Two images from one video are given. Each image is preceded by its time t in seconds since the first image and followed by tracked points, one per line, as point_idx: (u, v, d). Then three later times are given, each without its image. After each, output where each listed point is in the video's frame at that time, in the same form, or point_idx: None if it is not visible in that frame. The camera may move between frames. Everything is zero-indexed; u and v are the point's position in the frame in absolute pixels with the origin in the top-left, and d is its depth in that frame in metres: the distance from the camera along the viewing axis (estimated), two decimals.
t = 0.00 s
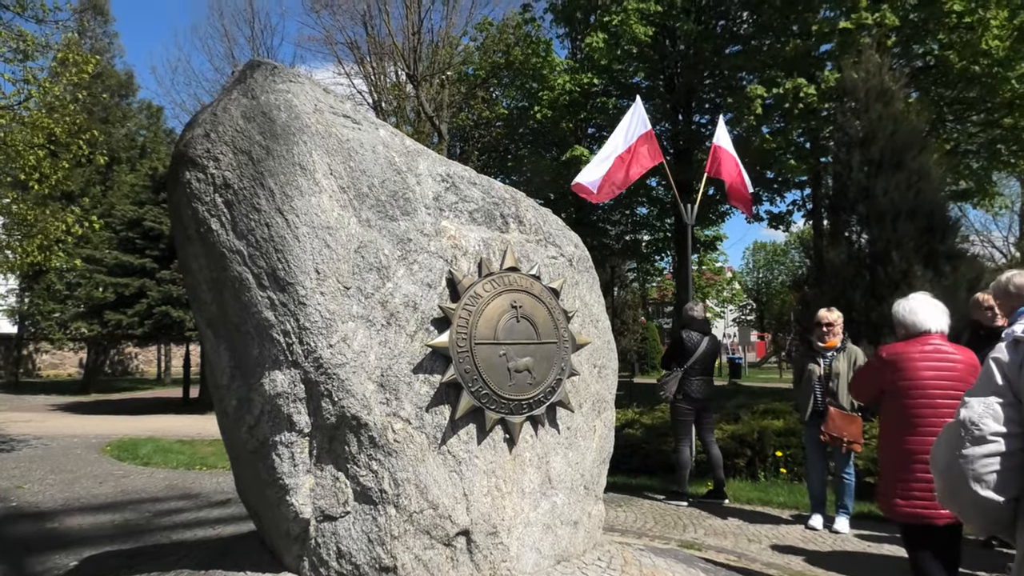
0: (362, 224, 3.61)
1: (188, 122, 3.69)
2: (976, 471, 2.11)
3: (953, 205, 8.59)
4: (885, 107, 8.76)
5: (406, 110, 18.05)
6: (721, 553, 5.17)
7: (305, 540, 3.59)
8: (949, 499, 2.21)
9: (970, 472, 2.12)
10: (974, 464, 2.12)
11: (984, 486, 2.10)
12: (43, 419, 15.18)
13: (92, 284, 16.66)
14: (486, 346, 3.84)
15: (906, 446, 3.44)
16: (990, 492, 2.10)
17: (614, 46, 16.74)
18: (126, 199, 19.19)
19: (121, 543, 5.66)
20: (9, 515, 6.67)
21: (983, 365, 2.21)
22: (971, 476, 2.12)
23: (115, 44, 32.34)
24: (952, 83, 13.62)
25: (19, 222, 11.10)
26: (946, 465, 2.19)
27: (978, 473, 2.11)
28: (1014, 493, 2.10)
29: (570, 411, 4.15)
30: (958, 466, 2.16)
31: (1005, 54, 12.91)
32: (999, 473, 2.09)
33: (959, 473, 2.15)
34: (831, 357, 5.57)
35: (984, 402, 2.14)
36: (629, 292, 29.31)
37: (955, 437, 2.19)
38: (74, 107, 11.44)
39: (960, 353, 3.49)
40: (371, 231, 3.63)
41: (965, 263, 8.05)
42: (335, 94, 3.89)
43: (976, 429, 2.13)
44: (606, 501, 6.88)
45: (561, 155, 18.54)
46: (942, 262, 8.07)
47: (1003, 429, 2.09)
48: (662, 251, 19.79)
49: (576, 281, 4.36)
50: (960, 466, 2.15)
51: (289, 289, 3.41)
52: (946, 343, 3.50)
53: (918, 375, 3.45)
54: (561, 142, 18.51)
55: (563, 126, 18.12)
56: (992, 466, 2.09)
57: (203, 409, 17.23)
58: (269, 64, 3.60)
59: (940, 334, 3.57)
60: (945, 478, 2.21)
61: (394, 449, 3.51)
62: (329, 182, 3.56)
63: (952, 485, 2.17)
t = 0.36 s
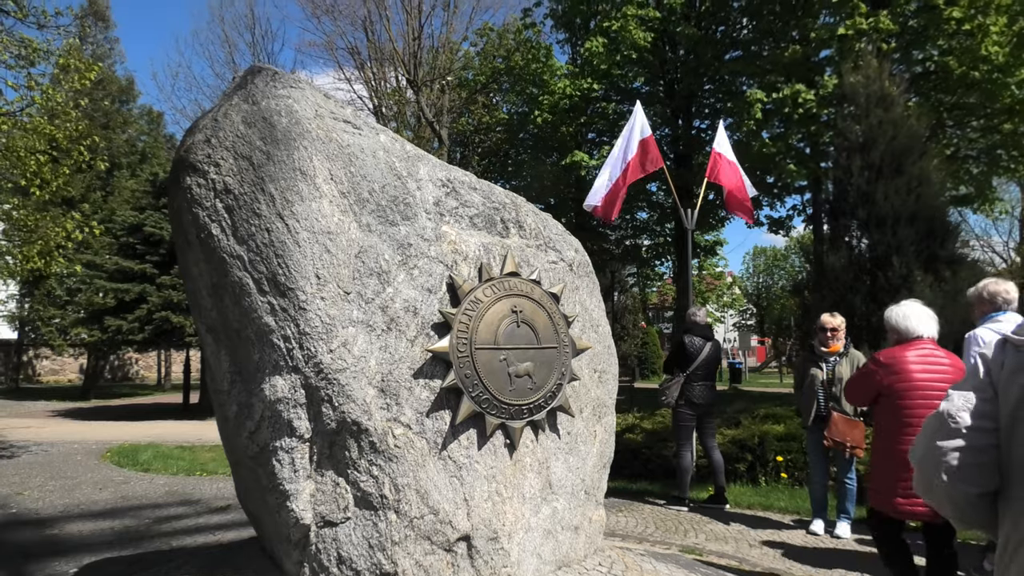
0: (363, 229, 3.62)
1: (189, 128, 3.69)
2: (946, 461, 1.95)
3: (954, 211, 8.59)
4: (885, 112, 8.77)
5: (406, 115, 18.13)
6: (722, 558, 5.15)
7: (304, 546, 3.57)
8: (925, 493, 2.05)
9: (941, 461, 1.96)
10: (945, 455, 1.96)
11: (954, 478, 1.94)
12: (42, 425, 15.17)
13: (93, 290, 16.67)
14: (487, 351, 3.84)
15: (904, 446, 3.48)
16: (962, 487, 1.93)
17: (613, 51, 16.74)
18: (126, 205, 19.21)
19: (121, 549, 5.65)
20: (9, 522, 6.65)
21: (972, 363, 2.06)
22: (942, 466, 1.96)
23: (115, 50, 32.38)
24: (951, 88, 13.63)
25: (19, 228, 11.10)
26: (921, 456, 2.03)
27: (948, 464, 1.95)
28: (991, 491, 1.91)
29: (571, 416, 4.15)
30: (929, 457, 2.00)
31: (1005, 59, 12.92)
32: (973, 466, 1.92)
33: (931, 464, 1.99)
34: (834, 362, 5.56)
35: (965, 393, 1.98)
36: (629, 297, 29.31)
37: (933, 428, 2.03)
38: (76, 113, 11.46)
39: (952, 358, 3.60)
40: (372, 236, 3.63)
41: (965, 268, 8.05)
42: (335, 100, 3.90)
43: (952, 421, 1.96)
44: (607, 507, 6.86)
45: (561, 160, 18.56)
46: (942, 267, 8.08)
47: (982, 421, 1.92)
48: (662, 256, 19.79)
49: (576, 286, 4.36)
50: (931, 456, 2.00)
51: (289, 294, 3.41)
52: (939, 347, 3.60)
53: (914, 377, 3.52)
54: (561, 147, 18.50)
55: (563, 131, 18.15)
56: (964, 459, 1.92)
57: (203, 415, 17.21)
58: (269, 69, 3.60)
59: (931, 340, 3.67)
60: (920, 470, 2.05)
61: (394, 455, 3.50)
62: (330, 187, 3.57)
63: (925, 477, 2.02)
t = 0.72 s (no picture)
0: (362, 233, 3.62)
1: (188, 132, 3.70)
2: (965, 475, 2.05)
3: (952, 214, 8.60)
4: (883, 116, 8.78)
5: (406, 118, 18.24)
6: (721, 562, 5.14)
7: (303, 550, 3.56)
8: (937, 498, 2.16)
9: (958, 473, 2.06)
10: (964, 467, 2.05)
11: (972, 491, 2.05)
12: (40, 429, 15.12)
13: (91, 294, 16.66)
14: (486, 354, 3.84)
15: (883, 446, 3.52)
16: (977, 497, 2.05)
17: (612, 54, 16.77)
18: (125, 209, 19.21)
19: (119, 553, 5.62)
20: (7, 526, 6.63)
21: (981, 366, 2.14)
22: (959, 478, 2.07)
23: (115, 54, 32.42)
24: (950, 92, 13.66)
25: (18, 231, 11.09)
26: (936, 463, 2.13)
27: (967, 478, 2.05)
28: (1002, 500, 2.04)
29: (570, 419, 4.15)
30: (945, 466, 2.11)
31: (1003, 63, 12.95)
32: (991, 479, 2.02)
33: (948, 474, 2.10)
34: (832, 366, 5.56)
35: (981, 402, 2.07)
36: (628, 300, 29.30)
37: (947, 437, 2.12)
38: (77, 117, 11.47)
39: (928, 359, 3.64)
40: (371, 240, 3.64)
41: (964, 272, 8.04)
42: (335, 104, 3.91)
43: (967, 431, 2.06)
44: (606, 510, 6.85)
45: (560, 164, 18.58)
46: (941, 270, 8.09)
47: (998, 434, 2.02)
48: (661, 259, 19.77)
49: (575, 290, 4.37)
50: (948, 466, 2.10)
51: (288, 297, 3.40)
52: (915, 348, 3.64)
53: (890, 378, 3.56)
54: (561, 151, 18.53)
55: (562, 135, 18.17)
56: (981, 473, 2.03)
57: (202, 419, 17.18)
58: (269, 73, 3.61)
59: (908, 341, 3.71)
60: (933, 476, 2.16)
61: (393, 458, 3.50)
62: (329, 191, 3.57)
63: (940, 485, 2.12)
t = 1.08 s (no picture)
0: (361, 236, 3.62)
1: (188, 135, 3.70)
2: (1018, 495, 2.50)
3: (950, 218, 8.61)
4: (881, 120, 8.80)
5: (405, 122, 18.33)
6: (720, 565, 5.14)
7: (302, 555, 3.55)
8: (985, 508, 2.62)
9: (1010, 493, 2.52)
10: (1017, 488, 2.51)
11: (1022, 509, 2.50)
12: (38, 433, 15.09)
13: (89, 297, 16.63)
14: (485, 357, 3.84)
15: (866, 447, 3.64)
16: None
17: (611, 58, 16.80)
18: (124, 213, 19.21)
19: (117, 558, 5.61)
20: (5, 531, 6.62)
21: None
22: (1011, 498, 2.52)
23: (114, 58, 32.43)
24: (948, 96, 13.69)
25: (17, 235, 11.09)
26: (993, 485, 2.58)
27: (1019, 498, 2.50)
28: None
29: (569, 423, 4.14)
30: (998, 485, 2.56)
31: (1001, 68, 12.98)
32: None
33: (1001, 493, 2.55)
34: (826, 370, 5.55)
35: None
36: (627, 304, 29.30)
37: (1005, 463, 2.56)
38: (75, 120, 11.47)
39: (905, 362, 3.68)
40: (369, 243, 3.63)
41: (963, 276, 8.04)
42: (334, 107, 3.91)
43: None
44: (606, 514, 6.85)
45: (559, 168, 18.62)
46: (940, 274, 8.10)
47: None
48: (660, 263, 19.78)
49: (575, 293, 4.36)
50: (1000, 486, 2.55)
51: (287, 301, 3.40)
52: (888, 352, 3.70)
53: (856, 381, 3.70)
54: (559, 154, 18.56)
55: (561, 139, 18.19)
56: None
57: (200, 423, 17.14)
58: (268, 77, 3.61)
59: (885, 345, 3.78)
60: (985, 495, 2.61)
61: (392, 462, 3.50)
62: (327, 194, 3.57)
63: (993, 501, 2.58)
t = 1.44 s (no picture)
0: (359, 240, 3.62)
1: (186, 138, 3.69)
2: None
3: (949, 221, 8.63)
4: (880, 123, 8.82)
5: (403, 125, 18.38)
6: (718, 569, 5.15)
7: (300, 558, 3.54)
8: None
9: None
10: None
11: None
12: (36, 436, 15.06)
13: (88, 301, 16.62)
14: (484, 360, 3.84)
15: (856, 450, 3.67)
16: None
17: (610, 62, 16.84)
18: (123, 216, 19.22)
19: (114, 562, 5.60)
20: (3, 534, 6.61)
21: None
22: None
23: (113, 61, 32.43)
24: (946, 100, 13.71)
25: (16, 238, 11.08)
26: None
27: None
28: None
29: (568, 426, 4.15)
30: None
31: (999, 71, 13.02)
32: None
33: None
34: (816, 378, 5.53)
35: None
36: (626, 307, 29.32)
37: None
38: (73, 124, 11.47)
39: (894, 365, 3.65)
40: (368, 246, 3.64)
41: (961, 279, 8.06)
42: (333, 110, 3.92)
43: None
44: (604, 517, 6.86)
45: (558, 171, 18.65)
46: (938, 277, 8.11)
47: None
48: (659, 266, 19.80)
49: (574, 296, 4.38)
50: None
51: (285, 304, 3.40)
52: (877, 355, 3.69)
53: (846, 383, 3.73)
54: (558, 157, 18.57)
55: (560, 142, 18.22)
56: None
57: (199, 426, 17.12)
58: (267, 80, 3.62)
59: (877, 347, 3.78)
60: None
61: (391, 465, 3.49)
62: (326, 198, 3.57)
63: None
